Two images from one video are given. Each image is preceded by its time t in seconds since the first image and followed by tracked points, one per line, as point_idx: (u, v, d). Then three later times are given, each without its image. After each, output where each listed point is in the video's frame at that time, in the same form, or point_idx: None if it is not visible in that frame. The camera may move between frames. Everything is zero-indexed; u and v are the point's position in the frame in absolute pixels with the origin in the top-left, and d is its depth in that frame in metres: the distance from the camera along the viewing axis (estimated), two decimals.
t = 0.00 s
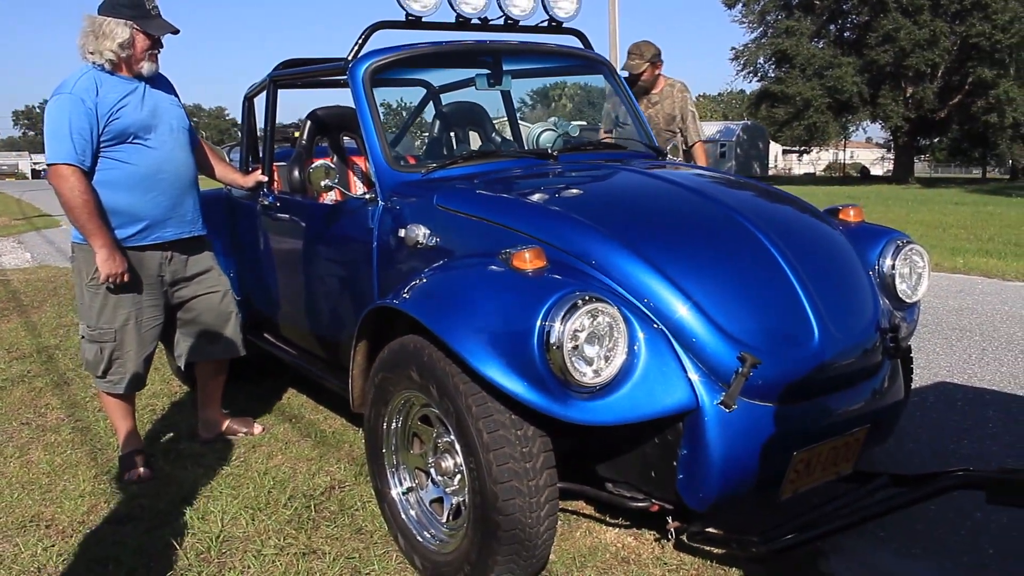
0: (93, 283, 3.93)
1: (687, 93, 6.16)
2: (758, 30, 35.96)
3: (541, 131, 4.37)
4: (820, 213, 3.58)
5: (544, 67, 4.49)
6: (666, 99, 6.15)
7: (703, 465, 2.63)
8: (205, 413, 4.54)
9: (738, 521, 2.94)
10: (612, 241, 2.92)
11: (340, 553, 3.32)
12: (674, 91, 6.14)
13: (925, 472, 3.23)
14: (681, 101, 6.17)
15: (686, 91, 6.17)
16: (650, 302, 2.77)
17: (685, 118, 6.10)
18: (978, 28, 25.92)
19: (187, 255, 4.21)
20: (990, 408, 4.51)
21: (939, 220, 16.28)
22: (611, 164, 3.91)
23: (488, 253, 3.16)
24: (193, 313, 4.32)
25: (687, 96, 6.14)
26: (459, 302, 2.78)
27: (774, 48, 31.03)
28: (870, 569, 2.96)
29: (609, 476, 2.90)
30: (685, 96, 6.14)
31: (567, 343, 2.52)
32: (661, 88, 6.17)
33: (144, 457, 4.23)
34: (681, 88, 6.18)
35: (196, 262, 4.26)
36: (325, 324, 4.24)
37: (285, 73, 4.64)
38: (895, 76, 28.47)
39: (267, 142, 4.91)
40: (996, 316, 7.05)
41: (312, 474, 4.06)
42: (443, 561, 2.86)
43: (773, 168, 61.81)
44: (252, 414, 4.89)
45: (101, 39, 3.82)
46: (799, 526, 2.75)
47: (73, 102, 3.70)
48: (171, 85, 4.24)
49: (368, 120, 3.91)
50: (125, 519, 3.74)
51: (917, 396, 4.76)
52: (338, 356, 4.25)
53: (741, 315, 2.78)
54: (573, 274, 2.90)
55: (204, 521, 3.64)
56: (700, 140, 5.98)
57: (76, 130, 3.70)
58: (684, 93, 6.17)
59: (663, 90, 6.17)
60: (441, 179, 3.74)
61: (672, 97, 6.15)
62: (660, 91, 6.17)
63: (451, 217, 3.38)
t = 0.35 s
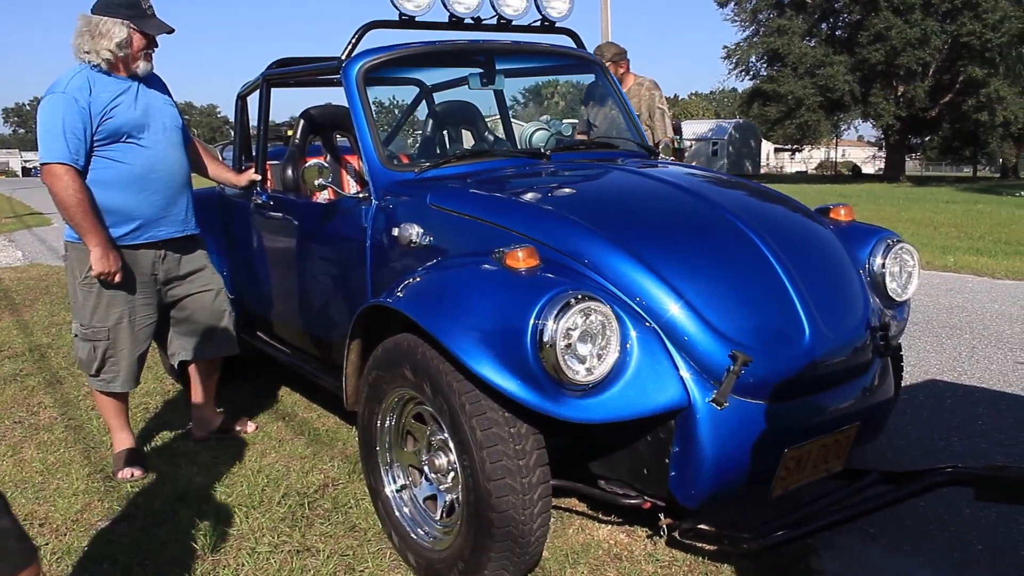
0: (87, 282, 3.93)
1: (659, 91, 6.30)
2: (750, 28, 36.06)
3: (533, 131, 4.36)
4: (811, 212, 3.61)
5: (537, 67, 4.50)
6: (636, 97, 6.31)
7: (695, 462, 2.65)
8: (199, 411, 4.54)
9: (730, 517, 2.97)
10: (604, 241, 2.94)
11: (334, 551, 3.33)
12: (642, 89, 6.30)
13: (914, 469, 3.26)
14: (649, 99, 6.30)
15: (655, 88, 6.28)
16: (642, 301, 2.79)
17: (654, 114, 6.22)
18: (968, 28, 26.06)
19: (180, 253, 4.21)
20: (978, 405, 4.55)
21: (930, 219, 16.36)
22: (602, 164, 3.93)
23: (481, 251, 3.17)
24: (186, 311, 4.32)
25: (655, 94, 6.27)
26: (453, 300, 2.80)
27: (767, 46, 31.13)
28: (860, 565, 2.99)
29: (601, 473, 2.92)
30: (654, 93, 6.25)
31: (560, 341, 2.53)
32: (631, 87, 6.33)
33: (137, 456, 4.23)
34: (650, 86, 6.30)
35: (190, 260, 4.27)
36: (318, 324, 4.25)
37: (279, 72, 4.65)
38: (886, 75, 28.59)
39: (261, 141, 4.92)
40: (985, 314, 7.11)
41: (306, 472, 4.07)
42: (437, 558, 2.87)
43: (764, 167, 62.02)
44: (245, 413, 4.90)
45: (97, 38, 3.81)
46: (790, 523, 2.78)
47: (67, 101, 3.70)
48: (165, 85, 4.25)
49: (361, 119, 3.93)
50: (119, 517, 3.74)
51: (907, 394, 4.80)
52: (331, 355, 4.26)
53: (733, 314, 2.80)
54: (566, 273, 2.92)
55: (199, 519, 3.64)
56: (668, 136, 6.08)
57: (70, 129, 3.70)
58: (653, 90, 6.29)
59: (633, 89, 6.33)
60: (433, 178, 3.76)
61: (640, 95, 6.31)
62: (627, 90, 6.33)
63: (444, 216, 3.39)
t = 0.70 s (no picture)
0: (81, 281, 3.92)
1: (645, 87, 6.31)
2: (743, 27, 36.14)
3: (526, 130, 4.40)
4: (804, 210, 3.62)
5: (530, 66, 4.51)
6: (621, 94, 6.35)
7: (688, 459, 2.66)
8: (193, 410, 4.53)
9: (723, 514, 2.98)
10: (597, 239, 2.95)
11: (328, 549, 3.33)
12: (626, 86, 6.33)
13: (906, 466, 3.27)
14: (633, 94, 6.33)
15: (639, 84, 6.28)
16: (635, 299, 2.80)
17: (637, 109, 6.26)
18: (960, 27, 26.13)
19: (174, 252, 4.21)
20: (969, 403, 4.57)
21: (923, 219, 16.39)
22: (595, 162, 3.93)
23: (475, 249, 3.18)
24: (180, 310, 4.31)
25: (638, 88, 6.29)
26: (447, 298, 2.80)
27: (760, 45, 31.19)
28: (852, 562, 3.01)
29: (595, 470, 2.93)
30: (637, 88, 6.27)
31: (553, 339, 2.54)
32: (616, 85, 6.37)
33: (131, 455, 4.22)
34: (635, 81, 6.29)
35: (184, 259, 4.26)
36: (312, 322, 4.25)
37: (273, 71, 4.65)
38: (878, 74, 28.66)
39: (254, 140, 4.92)
40: (977, 312, 7.14)
41: (300, 471, 4.06)
42: (431, 556, 2.88)
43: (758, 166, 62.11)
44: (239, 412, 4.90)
45: (90, 36, 3.80)
46: (782, 519, 2.79)
47: (60, 100, 3.70)
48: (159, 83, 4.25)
49: (355, 118, 3.93)
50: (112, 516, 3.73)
51: (899, 391, 4.82)
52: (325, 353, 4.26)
53: (726, 312, 2.81)
54: (559, 271, 2.93)
55: (193, 518, 3.64)
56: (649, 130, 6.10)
57: (64, 127, 3.71)
58: (638, 86, 6.30)
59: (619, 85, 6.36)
60: (427, 177, 3.76)
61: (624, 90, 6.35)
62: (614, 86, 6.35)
63: (438, 215, 3.40)
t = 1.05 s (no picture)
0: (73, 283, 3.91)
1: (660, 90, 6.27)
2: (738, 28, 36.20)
3: (520, 131, 4.38)
4: (796, 212, 3.64)
5: (523, 67, 4.52)
6: (634, 97, 6.34)
7: (681, 461, 2.67)
8: (187, 412, 4.53)
9: (715, 515, 3.00)
10: (590, 241, 2.96)
11: (323, 550, 3.34)
12: (641, 90, 6.31)
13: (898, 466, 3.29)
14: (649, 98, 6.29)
15: (655, 88, 6.26)
16: (628, 301, 2.82)
17: (650, 114, 6.20)
18: (953, 28, 26.22)
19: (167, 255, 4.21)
20: (961, 403, 4.60)
21: (915, 218, 16.44)
22: (589, 164, 3.95)
23: (468, 252, 3.19)
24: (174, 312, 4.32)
25: (653, 93, 6.25)
26: (440, 301, 2.81)
27: (755, 46, 31.26)
28: (844, 562, 3.02)
29: (588, 471, 2.94)
30: (652, 93, 6.24)
31: (547, 341, 2.55)
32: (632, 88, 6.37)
33: (126, 458, 4.22)
34: (651, 85, 6.29)
35: (177, 261, 4.26)
36: (306, 324, 4.25)
37: (266, 73, 4.66)
38: (872, 74, 28.75)
39: (248, 142, 4.93)
40: (969, 312, 7.18)
41: (295, 472, 4.07)
42: (425, 557, 2.90)
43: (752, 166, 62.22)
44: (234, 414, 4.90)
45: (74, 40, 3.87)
46: (774, 520, 2.81)
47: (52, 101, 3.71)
48: (151, 86, 4.25)
49: (349, 120, 3.94)
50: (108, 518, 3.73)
51: (892, 392, 4.84)
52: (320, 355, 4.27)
53: (718, 314, 2.83)
54: (552, 273, 2.94)
55: (187, 519, 3.64)
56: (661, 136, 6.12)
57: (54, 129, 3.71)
58: (652, 90, 6.27)
59: (634, 89, 6.36)
60: (421, 179, 3.77)
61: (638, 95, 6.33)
62: (629, 89, 6.36)
63: (431, 217, 3.41)
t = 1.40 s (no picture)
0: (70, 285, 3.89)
1: (677, 92, 6.25)
2: (735, 28, 36.25)
3: (518, 132, 4.37)
4: (794, 213, 3.64)
5: (521, 68, 4.51)
6: (650, 100, 6.32)
7: (679, 463, 2.67)
8: (183, 413, 4.52)
9: (713, 515, 3.00)
10: (587, 241, 2.96)
11: (320, 551, 3.34)
12: (657, 93, 6.30)
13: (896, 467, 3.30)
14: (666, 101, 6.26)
15: (672, 92, 6.25)
16: (626, 302, 2.82)
17: (668, 118, 6.18)
18: (950, 29, 26.27)
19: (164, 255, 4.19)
20: (959, 403, 4.61)
21: (912, 218, 16.46)
22: (586, 165, 3.95)
23: (466, 252, 3.19)
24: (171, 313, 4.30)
25: (670, 97, 6.23)
26: (438, 301, 2.81)
27: (753, 47, 31.28)
28: (842, 563, 3.02)
29: (587, 472, 2.94)
30: (670, 96, 6.22)
31: (545, 342, 2.55)
32: (648, 90, 6.36)
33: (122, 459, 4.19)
34: (669, 88, 6.27)
35: (175, 261, 4.24)
36: (303, 324, 4.25)
37: (264, 73, 4.65)
38: (869, 74, 28.79)
39: (245, 142, 4.92)
40: (966, 312, 7.19)
41: (292, 473, 4.06)
42: (423, 558, 2.89)
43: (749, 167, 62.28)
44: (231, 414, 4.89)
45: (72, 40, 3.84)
46: (772, 520, 2.80)
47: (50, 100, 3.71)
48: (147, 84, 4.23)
49: (346, 120, 3.94)
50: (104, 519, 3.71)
51: (889, 392, 4.85)
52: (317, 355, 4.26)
53: (716, 314, 2.83)
54: (550, 273, 2.94)
55: (185, 520, 3.62)
56: (683, 142, 6.14)
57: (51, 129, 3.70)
58: (670, 93, 6.26)
59: (650, 92, 6.34)
60: (419, 179, 3.77)
61: (655, 98, 6.29)
62: (647, 91, 6.35)
63: (429, 218, 3.41)
